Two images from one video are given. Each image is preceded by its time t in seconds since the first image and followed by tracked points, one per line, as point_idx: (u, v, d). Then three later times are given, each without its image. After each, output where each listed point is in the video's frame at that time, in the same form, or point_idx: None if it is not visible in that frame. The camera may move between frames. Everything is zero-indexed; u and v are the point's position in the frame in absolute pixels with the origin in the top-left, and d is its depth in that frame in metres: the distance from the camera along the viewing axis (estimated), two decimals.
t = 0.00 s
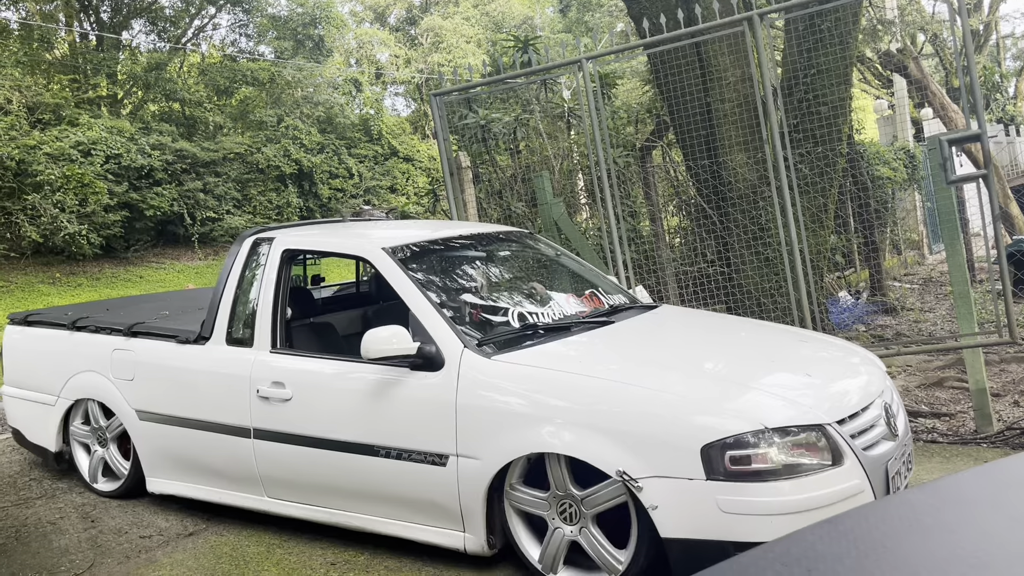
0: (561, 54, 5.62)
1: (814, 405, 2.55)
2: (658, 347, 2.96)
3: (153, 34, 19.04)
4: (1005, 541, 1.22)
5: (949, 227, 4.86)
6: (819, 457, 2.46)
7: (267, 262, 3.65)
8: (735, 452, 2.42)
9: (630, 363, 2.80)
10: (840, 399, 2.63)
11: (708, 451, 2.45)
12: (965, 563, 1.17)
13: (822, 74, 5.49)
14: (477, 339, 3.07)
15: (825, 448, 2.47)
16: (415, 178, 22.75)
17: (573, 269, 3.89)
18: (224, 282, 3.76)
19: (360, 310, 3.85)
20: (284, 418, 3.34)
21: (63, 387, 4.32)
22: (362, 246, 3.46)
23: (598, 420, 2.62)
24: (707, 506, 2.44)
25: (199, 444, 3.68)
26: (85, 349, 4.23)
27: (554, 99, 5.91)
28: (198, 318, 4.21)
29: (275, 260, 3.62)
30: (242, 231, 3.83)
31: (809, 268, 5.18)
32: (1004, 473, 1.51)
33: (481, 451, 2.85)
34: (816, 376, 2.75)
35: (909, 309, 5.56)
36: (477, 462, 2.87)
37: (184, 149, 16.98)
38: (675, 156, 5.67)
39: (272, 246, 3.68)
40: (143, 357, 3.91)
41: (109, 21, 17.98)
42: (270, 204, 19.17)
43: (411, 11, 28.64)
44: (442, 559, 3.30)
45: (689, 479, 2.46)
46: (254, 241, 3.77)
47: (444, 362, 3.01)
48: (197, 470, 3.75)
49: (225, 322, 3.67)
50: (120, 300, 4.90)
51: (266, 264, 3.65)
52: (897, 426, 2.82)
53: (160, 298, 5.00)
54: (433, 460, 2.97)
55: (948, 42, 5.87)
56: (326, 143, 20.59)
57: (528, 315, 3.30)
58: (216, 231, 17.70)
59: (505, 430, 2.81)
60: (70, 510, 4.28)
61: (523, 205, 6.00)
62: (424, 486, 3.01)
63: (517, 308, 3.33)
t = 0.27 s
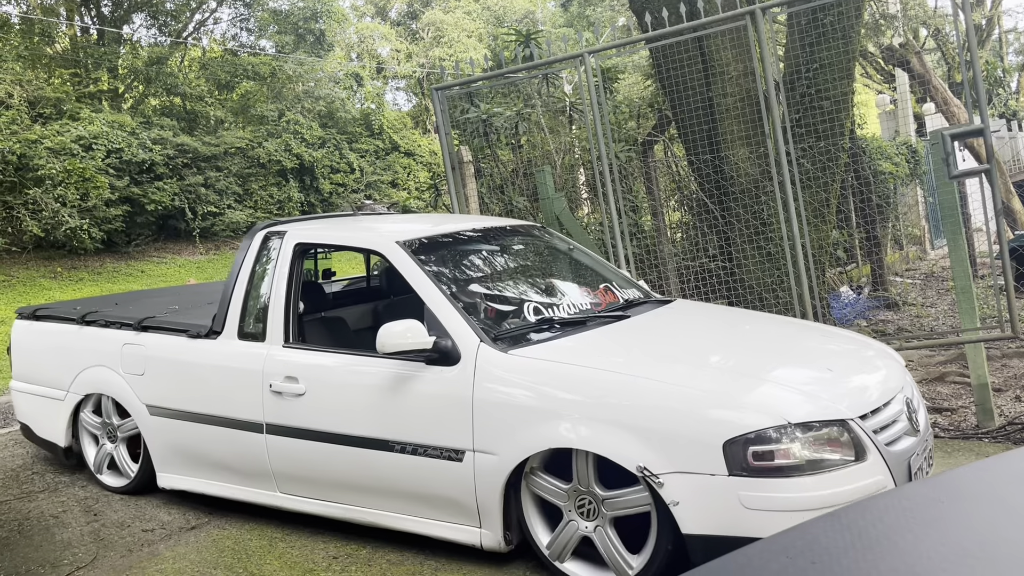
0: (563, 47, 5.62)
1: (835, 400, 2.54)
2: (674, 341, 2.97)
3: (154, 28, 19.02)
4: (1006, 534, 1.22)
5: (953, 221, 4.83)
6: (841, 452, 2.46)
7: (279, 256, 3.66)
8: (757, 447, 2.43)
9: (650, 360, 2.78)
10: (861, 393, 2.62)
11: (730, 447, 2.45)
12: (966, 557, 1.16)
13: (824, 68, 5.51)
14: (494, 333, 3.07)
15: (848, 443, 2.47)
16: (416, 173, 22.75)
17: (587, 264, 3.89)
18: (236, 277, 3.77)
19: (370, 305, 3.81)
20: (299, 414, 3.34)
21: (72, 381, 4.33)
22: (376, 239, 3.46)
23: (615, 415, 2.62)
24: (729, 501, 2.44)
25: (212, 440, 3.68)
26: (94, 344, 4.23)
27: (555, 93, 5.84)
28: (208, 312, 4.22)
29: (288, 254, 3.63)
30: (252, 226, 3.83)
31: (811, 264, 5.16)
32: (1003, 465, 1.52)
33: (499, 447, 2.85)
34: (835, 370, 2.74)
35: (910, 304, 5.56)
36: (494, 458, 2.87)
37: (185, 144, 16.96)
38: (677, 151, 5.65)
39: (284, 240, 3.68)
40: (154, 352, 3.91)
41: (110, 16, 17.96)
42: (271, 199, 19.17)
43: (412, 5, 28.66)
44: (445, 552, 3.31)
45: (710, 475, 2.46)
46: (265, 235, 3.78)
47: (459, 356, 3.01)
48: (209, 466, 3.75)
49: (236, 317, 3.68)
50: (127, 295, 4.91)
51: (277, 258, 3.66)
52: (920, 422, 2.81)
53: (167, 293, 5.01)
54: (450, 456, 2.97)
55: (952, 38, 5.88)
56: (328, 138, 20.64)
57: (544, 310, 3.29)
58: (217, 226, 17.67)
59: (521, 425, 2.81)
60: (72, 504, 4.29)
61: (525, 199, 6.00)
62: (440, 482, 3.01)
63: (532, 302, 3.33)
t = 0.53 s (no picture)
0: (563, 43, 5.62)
1: (859, 396, 2.53)
2: (687, 336, 2.97)
3: (153, 23, 18.99)
4: (1007, 529, 1.22)
5: (953, 215, 4.81)
6: (872, 450, 2.45)
7: (294, 252, 3.65)
8: (787, 446, 2.41)
9: (663, 352, 2.81)
10: (886, 389, 2.61)
11: (758, 445, 2.44)
12: (967, 552, 1.16)
13: (825, 64, 5.49)
14: (513, 329, 3.06)
15: (877, 441, 2.46)
16: (416, 168, 22.72)
17: (603, 262, 3.86)
18: (250, 273, 3.76)
19: (382, 301, 3.78)
20: (316, 412, 3.34)
21: (83, 378, 4.32)
22: (393, 234, 3.46)
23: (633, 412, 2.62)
24: (758, 500, 2.43)
25: (226, 437, 3.68)
26: (105, 340, 4.23)
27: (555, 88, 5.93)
28: (220, 309, 4.21)
29: (302, 250, 3.62)
30: (265, 222, 3.82)
31: (812, 260, 5.13)
32: (1003, 458, 1.53)
33: (521, 444, 2.84)
34: (860, 365, 2.73)
35: (911, 300, 5.39)
36: (515, 456, 2.86)
37: (184, 139, 16.95)
38: (677, 146, 5.69)
39: (298, 236, 3.68)
40: (166, 349, 3.91)
41: (109, 10, 17.92)
42: (271, 194, 19.15)
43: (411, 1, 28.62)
44: (444, 547, 3.32)
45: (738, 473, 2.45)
46: (280, 231, 3.77)
47: (479, 353, 3.00)
48: (224, 464, 3.74)
49: (251, 313, 3.68)
50: (135, 292, 4.90)
51: (292, 254, 3.65)
52: (946, 419, 2.81)
53: (175, 289, 5.00)
54: (469, 454, 2.96)
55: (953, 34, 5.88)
56: (328, 133, 20.63)
57: (563, 305, 3.28)
58: (217, 221, 17.63)
59: (541, 422, 2.81)
60: (73, 499, 4.29)
61: (524, 195, 5.99)
62: (460, 480, 3.00)
63: (553, 300, 3.30)
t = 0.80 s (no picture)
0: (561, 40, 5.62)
1: (898, 391, 2.42)
2: (705, 332, 2.92)
3: (151, 19, 18.94)
4: (1002, 527, 1.21)
5: (950, 212, 4.86)
6: (918, 448, 2.34)
7: (314, 250, 3.59)
8: (830, 445, 2.32)
9: (671, 344, 2.79)
10: (923, 385, 2.49)
11: (800, 444, 2.34)
12: (962, 549, 1.16)
13: (824, 60, 5.43)
14: (542, 326, 2.99)
15: (923, 438, 2.35)
16: (414, 165, 22.70)
17: (625, 259, 3.79)
18: (269, 271, 3.70)
19: (400, 299, 3.63)
20: (336, 412, 3.27)
21: (95, 378, 4.24)
22: (415, 230, 3.39)
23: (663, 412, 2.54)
24: (800, 501, 2.33)
25: (244, 438, 3.62)
26: (117, 340, 4.17)
27: (554, 86, 5.84)
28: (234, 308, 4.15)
29: (322, 247, 3.56)
30: (283, 219, 3.77)
31: (810, 258, 5.09)
32: (1001, 456, 1.52)
33: (551, 444, 2.76)
34: (901, 361, 2.64)
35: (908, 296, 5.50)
36: (546, 456, 2.78)
37: (182, 135, 16.93)
38: (675, 142, 5.68)
39: (318, 233, 3.61)
40: (181, 348, 3.85)
41: (107, 7, 17.88)
42: (269, 190, 19.11)
43: None
44: (440, 543, 3.33)
45: (779, 472, 2.35)
46: (298, 229, 3.71)
47: (507, 351, 2.92)
48: (243, 465, 3.68)
49: (270, 311, 3.62)
50: (144, 292, 4.84)
51: (311, 251, 3.59)
52: (988, 416, 2.71)
53: (185, 289, 4.95)
54: (498, 454, 2.88)
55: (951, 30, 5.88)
56: (326, 130, 20.58)
57: (592, 302, 3.22)
58: (215, 218, 17.57)
59: (571, 422, 2.73)
60: (71, 495, 4.30)
61: (522, 191, 5.99)
62: (487, 482, 2.92)
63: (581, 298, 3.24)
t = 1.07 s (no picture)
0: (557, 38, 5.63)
1: (955, 391, 2.35)
2: (747, 331, 2.84)
3: (147, 16, 18.92)
4: (996, 525, 1.20)
5: (946, 211, 4.91)
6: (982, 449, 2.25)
7: (341, 249, 3.50)
8: (892, 447, 2.23)
9: (701, 344, 2.72)
10: (976, 383, 2.42)
11: (862, 447, 2.26)
12: (955, 549, 1.15)
13: (819, 60, 5.47)
14: (582, 327, 2.90)
15: (985, 438, 2.27)
16: (410, 163, 22.71)
17: (654, 256, 3.72)
18: (293, 271, 3.60)
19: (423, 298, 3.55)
20: (367, 415, 3.19)
21: (114, 382, 4.14)
22: (447, 229, 3.31)
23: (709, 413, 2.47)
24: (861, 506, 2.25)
25: (269, 443, 3.53)
26: (135, 344, 4.07)
27: (551, 83, 5.85)
28: (257, 310, 4.05)
29: (349, 247, 3.47)
30: (307, 219, 3.67)
31: (806, 256, 5.13)
32: (997, 455, 1.52)
33: (596, 449, 2.68)
34: (952, 360, 2.57)
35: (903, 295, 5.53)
36: (591, 461, 2.70)
37: (178, 133, 16.91)
38: (672, 140, 5.69)
39: (344, 233, 3.52)
40: (203, 351, 3.75)
41: (102, 4, 17.82)
42: (265, 188, 19.08)
43: None
44: (436, 542, 3.33)
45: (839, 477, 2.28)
46: (323, 228, 3.62)
47: (548, 353, 2.83)
48: (268, 471, 3.59)
49: (296, 313, 3.52)
50: (162, 294, 4.75)
51: (337, 251, 3.50)
52: None
53: (204, 291, 4.86)
54: (540, 459, 2.80)
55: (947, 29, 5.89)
56: (321, 128, 20.48)
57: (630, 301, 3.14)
58: (211, 216, 17.51)
59: (614, 427, 2.66)
60: (67, 494, 4.29)
61: (519, 189, 6.00)
62: (527, 488, 2.83)
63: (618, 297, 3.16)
